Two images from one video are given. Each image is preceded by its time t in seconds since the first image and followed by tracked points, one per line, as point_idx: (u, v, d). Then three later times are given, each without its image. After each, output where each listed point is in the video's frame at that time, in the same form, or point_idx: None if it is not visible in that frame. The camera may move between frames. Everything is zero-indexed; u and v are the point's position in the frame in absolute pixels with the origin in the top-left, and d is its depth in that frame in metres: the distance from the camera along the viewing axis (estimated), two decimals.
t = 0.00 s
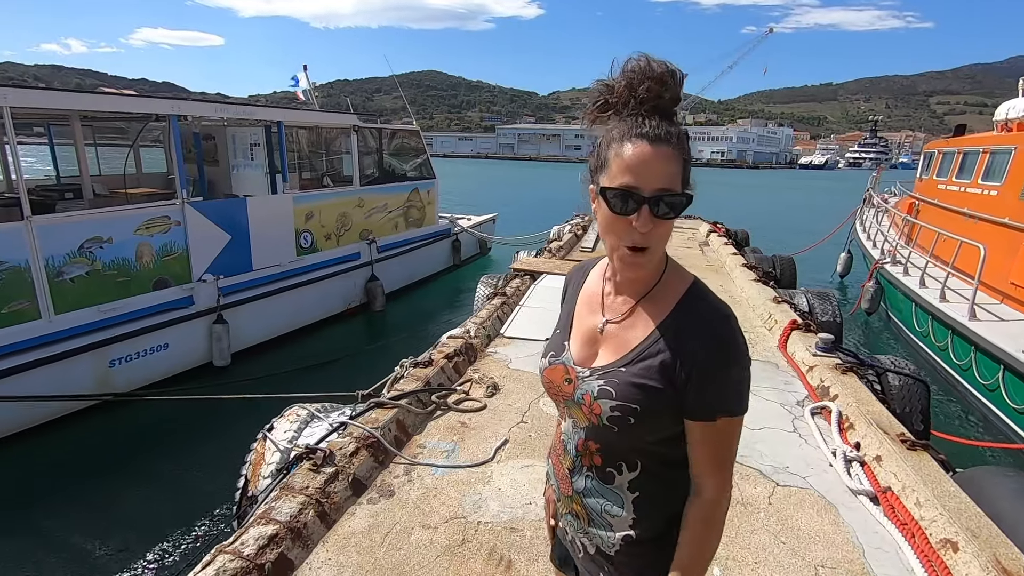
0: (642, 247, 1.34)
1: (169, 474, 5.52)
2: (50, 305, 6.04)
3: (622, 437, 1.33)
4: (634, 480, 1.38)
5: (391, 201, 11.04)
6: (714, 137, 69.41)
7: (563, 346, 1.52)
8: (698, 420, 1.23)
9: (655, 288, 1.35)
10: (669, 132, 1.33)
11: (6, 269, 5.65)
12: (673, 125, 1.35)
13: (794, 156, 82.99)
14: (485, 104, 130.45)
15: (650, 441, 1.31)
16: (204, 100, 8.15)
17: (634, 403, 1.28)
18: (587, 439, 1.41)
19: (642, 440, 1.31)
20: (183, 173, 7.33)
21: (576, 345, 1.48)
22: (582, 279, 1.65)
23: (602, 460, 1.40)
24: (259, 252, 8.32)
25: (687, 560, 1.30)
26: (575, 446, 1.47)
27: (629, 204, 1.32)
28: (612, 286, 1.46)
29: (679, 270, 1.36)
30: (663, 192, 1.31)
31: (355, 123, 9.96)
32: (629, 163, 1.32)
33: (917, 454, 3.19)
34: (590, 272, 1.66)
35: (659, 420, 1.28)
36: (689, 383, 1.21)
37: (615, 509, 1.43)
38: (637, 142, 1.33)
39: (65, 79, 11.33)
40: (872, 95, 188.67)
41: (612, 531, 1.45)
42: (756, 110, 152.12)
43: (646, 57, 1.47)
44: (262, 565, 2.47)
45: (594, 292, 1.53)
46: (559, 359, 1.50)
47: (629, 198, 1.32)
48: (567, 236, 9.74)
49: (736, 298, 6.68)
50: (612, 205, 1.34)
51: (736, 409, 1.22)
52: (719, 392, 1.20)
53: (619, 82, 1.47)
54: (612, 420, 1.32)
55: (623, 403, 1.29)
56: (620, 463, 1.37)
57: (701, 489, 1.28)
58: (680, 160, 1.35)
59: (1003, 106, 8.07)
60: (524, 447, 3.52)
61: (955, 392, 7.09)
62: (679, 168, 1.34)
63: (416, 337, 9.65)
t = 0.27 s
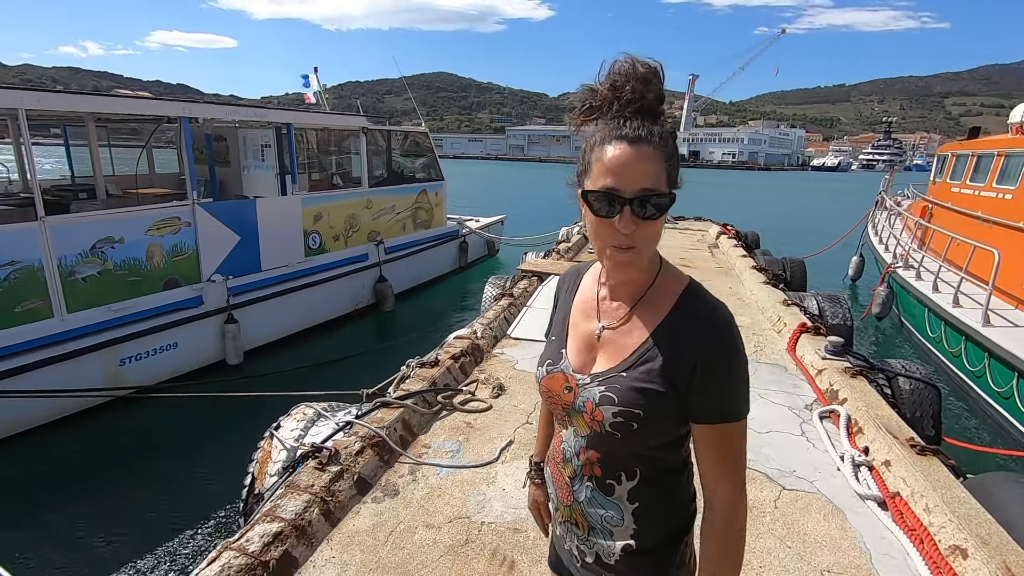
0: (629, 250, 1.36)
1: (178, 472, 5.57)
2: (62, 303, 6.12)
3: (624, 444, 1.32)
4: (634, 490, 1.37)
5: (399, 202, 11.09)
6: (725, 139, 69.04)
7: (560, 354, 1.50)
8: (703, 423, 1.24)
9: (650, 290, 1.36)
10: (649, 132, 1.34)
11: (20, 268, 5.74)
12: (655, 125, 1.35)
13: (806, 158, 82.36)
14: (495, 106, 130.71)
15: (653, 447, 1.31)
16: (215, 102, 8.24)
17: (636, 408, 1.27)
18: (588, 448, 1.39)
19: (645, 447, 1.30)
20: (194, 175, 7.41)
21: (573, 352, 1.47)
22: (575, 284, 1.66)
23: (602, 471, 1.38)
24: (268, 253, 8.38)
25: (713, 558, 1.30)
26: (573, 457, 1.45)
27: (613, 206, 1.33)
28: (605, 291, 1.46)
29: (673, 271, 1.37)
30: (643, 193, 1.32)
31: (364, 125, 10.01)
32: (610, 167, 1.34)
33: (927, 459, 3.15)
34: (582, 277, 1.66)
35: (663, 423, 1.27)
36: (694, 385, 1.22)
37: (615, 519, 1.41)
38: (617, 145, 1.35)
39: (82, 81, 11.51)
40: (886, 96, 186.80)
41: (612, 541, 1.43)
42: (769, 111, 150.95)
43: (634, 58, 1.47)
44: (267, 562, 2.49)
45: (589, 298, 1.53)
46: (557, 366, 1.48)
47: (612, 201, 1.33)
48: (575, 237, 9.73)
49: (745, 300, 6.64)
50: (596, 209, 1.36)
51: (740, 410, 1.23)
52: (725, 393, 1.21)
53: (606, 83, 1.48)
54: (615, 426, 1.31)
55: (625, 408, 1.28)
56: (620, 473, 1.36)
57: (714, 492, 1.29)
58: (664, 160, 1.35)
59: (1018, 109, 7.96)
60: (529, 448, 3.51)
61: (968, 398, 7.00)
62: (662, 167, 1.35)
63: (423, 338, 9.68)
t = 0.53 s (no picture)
0: (621, 251, 1.36)
1: (187, 471, 5.62)
2: (75, 303, 6.20)
3: (597, 444, 1.33)
4: (612, 493, 1.37)
5: (408, 204, 11.13)
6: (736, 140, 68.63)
7: (558, 348, 1.54)
8: (674, 432, 1.19)
9: (644, 293, 1.35)
10: (648, 133, 1.32)
11: (35, 268, 5.82)
12: (657, 125, 1.32)
13: (818, 159, 81.70)
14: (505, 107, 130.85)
15: (625, 451, 1.31)
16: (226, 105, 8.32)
17: (607, 408, 1.28)
18: (570, 443, 1.43)
19: (619, 449, 1.30)
20: (205, 177, 7.49)
21: (570, 348, 1.49)
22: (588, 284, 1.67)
23: (582, 469, 1.41)
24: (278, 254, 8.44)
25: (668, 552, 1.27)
26: (563, 451, 1.49)
27: (607, 205, 1.34)
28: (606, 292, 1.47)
29: (671, 277, 1.34)
30: (637, 193, 1.31)
31: (373, 127, 10.06)
32: (607, 166, 1.34)
33: (938, 465, 3.10)
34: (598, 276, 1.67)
35: (636, 428, 1.26)
36: (664, 393, 1.19)
37: (594, 518, 1.43)
38: (616, 145, 1.35)
39: (97, 83, 11.65)
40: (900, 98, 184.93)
41: (591, 539, 1.45)
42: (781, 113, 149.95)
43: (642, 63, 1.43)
44: (272, 561, 2.50)
45: (594, 297, 1.54)
46: (553, 360, 1.52)
47: (605, 199, 1.34)
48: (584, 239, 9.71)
49: (754, 303, 6.59)
50: (592, 208, 1.37)
51: (715, 428, 1.16)
52: (695, 406, 1.15)
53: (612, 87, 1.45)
54: (587, 424, 1.33)
55: (597, 407, 1.30)
56: (598, 475, 1.38)
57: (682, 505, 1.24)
58: (662, 163, 1.33)
59: None
60: (535, 450, 3.50)
61: (982, 404, 6.90)
62: (659, 171, 1.33)
63: (431, 339, 9.70)
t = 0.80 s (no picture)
0: (622, 248, 1.36)
1: (196, 469, 5.66)
2: (89, 303, 6.28)
3: (599, 443, 1.31)
4: (614, 494, 1.36)
5: (416, 205, 11.16)
6: (748, 142, 68.19)
7: (560, 347, 1.53)
8: (672, 429, 1.16)
9: (646, 291, 1.33)
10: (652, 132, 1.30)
11: (50, 268, 5.90)
12: (660, 124, 1.31)
13: (831, 161, 81.01)
14: (515, 108, 130.90)
15: (626, 449, 1.29)
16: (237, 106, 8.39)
17: (609, 406, 1.27)
18: (570, 444, 1.41)
19: (621, 448, 1.29)
20: (216, 179, 7.55)
21: (572, 347, 1.48)
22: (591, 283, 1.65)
23: (584, 469, 1.40)
24: (288, 254, 8.49)
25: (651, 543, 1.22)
26: (564, 451, 1.47)
27: (608, 202, 1.33)
28: (608, 290, 1.46)
29: (673, 275, 1.33)
30: (640, 190, 1.30)
31: (383, 129, 10.09)
32: (608, 163, 1.32)
33: (951, 470, 3.05)
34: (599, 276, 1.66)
35: (637, 426, 1.25)
36: (666, 390, 1.17)
37: (597, 518, 1.42)
38: (618, 143, 1.33)
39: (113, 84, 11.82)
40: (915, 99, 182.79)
41: (597, 538, 1.45)
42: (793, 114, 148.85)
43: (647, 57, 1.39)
44: (276, 559, 2.51)
45: (596, 295, 1.53)
46: (555, 359, 1.51)
47: (606, 196, 1.33)
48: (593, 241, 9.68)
49: (764, 305, 6.53)
50: (592, 204, 1.36)
51: (715, 426, 1.14)
52: (696, 402, 1.13)
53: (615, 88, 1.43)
54: (589, 422, 1.31)
55: (599, 405, 1.28)
56: (601, 475, 1.36)
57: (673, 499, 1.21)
58: (666, 163, 1.32)
59: None
60: (541, 451, 3.49)
61: (997, 409, 6.80)
62: (663, 170, 1.32)
63: (438, 339, 9.72)
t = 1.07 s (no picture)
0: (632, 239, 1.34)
1: (204, 468, 5.69)
2: (102, 302, 6.34)
3: (627, 451, 1.30)
4: (639, 501, 1.35)
5: (424, 206, 11.19)
6: (759, 143, 67.75)
7: (560, 357, 1.48)
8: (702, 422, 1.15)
9: (654, 286, 1.34)
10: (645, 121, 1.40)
11: (64, 267, 5.97)
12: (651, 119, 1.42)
13: (843, 163, 80.31)
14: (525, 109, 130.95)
15: (655, 452, 1.29)
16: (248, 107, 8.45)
17: (638, 411, 1.24)
18: (591, 456, 1.37)
19: (648, 451, 1.28)
20: (227, 179, 7.61)
21: (575, 355, 1.44)
22: (577, 287, 1.63)
23: (607, 480, 1.37)
24: (297, 254, 8.54)
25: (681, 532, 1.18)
26: (578, 464, 1.43)
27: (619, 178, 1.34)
28: (607, 293, 1.44)
29: (678, 269, 1.34)
30: (651, 162, 1.32)
31: (391, 130, 10.13)
32: (616, 140, 1.36)
33: (962, 477, 3.00)
34: (584, 277, 1.64)
35: (664, 428, 1.25)
36: (693, 385, 1.17)
37: (622, 528, 1.40)
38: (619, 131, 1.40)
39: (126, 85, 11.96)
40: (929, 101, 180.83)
41: (621, 551, 1.42)
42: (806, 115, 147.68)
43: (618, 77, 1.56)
44: (280, 558, 2.52)
45: (592, 300, 1.51)
46: (558, 371, 1.46)
47: (618, 170, 1.34)
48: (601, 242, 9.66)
49: (773, 308, 6.47)
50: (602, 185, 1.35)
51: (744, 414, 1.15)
52: (724, 393, 1.14)
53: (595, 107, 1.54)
54: (617, 431, 1.29)
55: (627, 412, 1.26)
56: (625, 484, 1.35)
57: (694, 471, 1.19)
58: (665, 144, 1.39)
59: None
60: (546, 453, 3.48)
61: (1010, 415, 6.71)
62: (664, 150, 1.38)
63: (445, 340, 9.74)
